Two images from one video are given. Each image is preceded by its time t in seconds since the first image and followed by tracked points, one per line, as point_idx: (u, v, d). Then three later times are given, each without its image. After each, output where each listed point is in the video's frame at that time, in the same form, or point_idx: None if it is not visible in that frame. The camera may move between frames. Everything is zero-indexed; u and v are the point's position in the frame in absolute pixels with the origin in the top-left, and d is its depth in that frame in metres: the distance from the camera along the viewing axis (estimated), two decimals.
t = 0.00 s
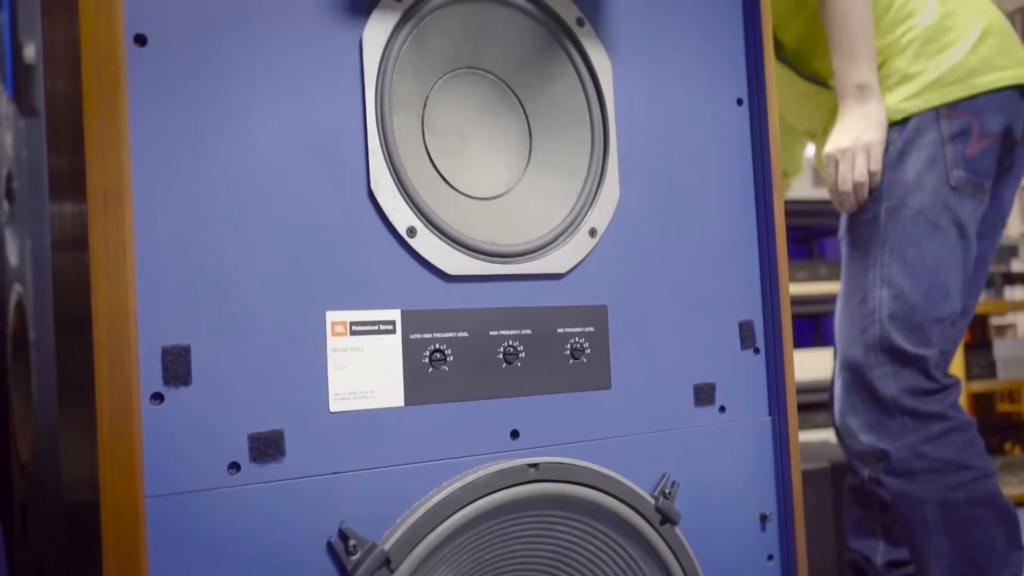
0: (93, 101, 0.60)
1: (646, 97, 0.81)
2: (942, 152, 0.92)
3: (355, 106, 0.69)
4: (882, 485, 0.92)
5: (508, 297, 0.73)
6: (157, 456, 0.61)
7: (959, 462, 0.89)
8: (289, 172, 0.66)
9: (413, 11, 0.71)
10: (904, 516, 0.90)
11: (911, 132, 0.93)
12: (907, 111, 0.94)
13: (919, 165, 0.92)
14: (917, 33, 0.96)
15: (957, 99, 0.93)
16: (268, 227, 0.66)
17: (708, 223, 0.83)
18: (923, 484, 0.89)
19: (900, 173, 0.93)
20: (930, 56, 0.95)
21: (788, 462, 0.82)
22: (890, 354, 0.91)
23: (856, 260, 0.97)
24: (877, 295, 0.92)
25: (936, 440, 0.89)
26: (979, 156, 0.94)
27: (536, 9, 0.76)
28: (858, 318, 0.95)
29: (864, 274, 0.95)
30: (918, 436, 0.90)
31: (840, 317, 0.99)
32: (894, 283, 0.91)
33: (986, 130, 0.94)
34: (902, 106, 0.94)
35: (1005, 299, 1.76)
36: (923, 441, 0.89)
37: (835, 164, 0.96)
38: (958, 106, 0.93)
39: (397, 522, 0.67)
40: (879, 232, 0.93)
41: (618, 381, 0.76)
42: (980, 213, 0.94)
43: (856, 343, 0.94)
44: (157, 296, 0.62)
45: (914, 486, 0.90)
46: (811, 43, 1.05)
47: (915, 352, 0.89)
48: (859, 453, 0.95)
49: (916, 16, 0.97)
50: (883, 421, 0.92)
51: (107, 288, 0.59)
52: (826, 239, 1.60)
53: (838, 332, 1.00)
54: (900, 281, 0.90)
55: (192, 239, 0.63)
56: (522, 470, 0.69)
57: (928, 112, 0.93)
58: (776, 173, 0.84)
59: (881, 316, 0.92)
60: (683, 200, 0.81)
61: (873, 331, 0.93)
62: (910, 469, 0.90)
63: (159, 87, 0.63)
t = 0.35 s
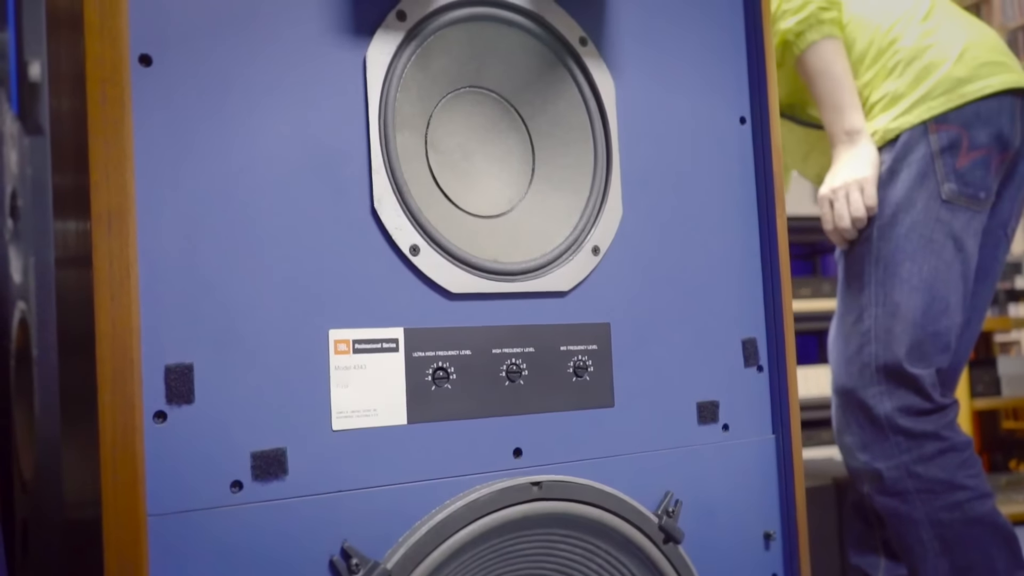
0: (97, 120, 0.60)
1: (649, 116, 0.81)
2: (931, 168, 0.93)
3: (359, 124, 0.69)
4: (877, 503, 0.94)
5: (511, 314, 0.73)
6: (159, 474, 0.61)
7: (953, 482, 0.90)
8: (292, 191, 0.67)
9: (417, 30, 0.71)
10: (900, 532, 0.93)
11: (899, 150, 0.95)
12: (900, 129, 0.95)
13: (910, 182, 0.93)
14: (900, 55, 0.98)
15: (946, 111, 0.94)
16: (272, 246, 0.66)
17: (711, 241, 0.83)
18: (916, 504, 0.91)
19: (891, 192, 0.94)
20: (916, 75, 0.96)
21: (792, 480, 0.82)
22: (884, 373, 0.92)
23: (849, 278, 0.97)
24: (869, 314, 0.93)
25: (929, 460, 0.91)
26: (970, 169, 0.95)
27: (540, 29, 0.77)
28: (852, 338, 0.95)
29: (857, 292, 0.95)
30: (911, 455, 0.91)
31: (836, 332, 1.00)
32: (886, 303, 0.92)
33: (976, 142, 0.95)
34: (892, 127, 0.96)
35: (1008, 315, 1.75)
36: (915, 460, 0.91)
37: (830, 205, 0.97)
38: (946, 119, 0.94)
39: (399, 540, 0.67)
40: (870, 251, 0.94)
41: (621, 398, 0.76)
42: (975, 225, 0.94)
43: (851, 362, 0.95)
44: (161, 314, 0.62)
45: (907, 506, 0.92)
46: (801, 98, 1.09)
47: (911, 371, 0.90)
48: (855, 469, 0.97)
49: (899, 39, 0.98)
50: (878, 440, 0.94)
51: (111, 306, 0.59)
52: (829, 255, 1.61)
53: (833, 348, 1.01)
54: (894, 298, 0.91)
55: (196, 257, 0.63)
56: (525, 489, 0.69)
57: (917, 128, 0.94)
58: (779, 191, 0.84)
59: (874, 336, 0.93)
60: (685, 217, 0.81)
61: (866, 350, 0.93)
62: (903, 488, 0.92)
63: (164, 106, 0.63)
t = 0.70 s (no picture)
0: (101, 136, 0.61)
1: (652, 132, 0.81)
2: (933, 182, 0.93)
3: (362, 141, 0.69)
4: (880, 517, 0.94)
5: (514, 330, 0.73)
6: (161, 490, 0.61)
7: (956, 496, 0.89)
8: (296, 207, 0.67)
9: (419, 47, 0.72)
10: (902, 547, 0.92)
11: (901, 164, 0.95)
12: (901, 144, 0.95)
13: (913, 196, 0.93)
14: (899, 72, 0.98)
15: (946, 126, 0.94)
16: (275, 261, 0.66)
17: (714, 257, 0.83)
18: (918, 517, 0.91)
19: (894, 205, 0.94)
20: (915, 91, 0.97)
21: (795, 497, 0.82)
22: (888, 387, 0.92)
23: (852, 292, 0.97)
24: (873, 327, 0.93)
25: (933, 473, 0.90)
26: (971, 182, 0.94)
27: (543, 46, 0.77)
28: (856, 350, 0.95)
29: (861, 305, 0.95)
30: (915, 468, 0.91)
31: (839, 347, 1.00)
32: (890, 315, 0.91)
33: (976, 155, 0.95)
34: (893, 142, 0.96)
35: (1012, 331, 1.75)
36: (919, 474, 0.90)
37: (832, 222, 0.97)
38: (946, 133, 0.94)
39: (401, 556, 0.67)
40: (874, 264, 0.94)
41: (624, 414, 0.76)
42: (977, 239, 0.94)
43: (856, 375, 0.95)
44: (164, 330, 0.62)
45: (910, 518, 0.91)
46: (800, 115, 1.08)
47: (917, 383, 0.89)
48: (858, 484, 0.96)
49: (897, 56, 0.99)
50: (883, 453, 0.93)
51: (114, 323, 0.60)
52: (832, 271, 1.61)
53: (836, 362, 1.00)
54: (899, 310, 0.91)
55: (199, 273, 0.63)
56: (527, 505, 0.69)
57: (918, 142, 0.95)
58: (782, 207, 0.84)
59: (878, 349, 0.92)
60: (688, 233, 0.81)
61: (870, 363, 0.93)
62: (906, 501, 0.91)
63: (168, 123, 0.64)
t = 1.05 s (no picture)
0: (106, 154, 0.61)
1: (654, 148, 0.81)
2: (938, 199, 0.94)
3: (364, 158, 0.69)
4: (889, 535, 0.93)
5: (516, 347, 0.73)
6: (162, 508, 0.60)
7: (966, 513, 0.89)
8: (299, 224, 0.67)
9: (422, 65, 0.72)
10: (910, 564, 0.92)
11: (906, 181, 0.95)
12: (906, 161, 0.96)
13: (920, 213, 0.93)
14: (903, 91, 0.99)
15: (950, 143, 0.95)
16: (277, 278, 0.66)
17: (716, 273, 0.83)
18: (929, 534, 0.90)
19: (901, 222, 0.94)
20: (919, 109, 0.97)
21: (798, 514, 0.82)
22: (897, 403, 0.92)
23: (859, 308, 0.97)
24: (882, 344, 0.93)
25: (943, 490, 0.90)
26: (976, 199, 0.95)
27: (545, 63, 0.77)
28: (865, 367, 0.95)
29: (869, 321, 0.95)
30: (926, 485, 0.91)
31: (846, 362, 1.00)
32: (899, 331, 0.91)
33: (980, 173, 0.96)
34: (898, 159, 0.96)
35: (1015, 346, 1.74)
36: (930, 490, 0.90)
37: (839, 240, 0.97)
38: (951, 151, 0.95)
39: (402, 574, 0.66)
40: (881, 281, 0.94)
41: (626, 431, 0.76)
42: (984, 255, 0.95)
43: (864, 391, 0.95)
44: (166, 347, 0.62)
45: (921, 535, 0.91)
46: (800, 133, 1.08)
47: (926, 400, 0.89)
48: (868, 501, 0.96)
49: (900, 75, 0.99)
50: (892, 469, 0.93)
51: (117, 340, 0.60)
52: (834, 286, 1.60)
53: (842, 377, 1.00)
54: (907, 326, 0.91)
55: (201, 290, 0.63)
56: (529, 523, 0.69)
57: (922, 160, 0.95)
58: (783, 224, 0.84)
59: (887, 365, 0.92)
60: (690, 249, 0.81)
61: (879, 379, 0.93)
62: (917, 518, 0.91)
63: (172, 140, 0.64)
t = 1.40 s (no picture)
0: (110, 175, 0.61)
1: (655, 166, 0.81)
2: (946, 217, 0.94)
3: (367, 178, 0.69)
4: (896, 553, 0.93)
5: (518, 367, 0.73)
6: (163, 528, 0.60)
7: (975, 531, 0.89)
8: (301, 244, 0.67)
9: (425, 85, 0.72)
10: None
11: (914, 200, 0.96)
12: (914, 178, 0.96)
13: (928, 231, 0.93)
14: (910, 109, 0.99)
15: (958, 162, 0.96)
16: (281, 298, 0.66)
17: (718, 291, 0.83)
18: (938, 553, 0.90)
19: (909, 240, 0.94)
20: (927, 127, 0.98)
21: (801, 533, 0.81)
22: (906, 421, 0.92)
23: (866, 325, 0.97)
24: (890, 361, 0.93)
25: (952, 508, 0.90)
26: (984, 218, 0.95)
27: (545, 83, 0.78)
28: (873, 384, 0.95)
29: (878, 338, 0.95)
30: (935, 502, 0.91)
31: (853, 379, 0.99)
32: (908, 349, 0.91)
33: (987, 193, 0.96)
34: (906, 177, 0.97)
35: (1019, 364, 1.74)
36: (939, 507, 0.90)
37: (848, 258, 0.97)
38: (958, 170, 0.96)
39: None
40: (889, 298, 0.94)
41: (628, 450, 0.76)
42: (991, 274, 0.95)
43: (872, 409, 0.95)
44: (168, 367, 0.62)
45: (930, 553, 0.90)
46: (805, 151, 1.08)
47: (935, 418, 0.89)
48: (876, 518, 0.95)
49: (908, 94, 1.00)
50: (900, 486, 0.93)
51: (120, 360, 0.60)
52: (837, 303, 1.61)
53: (849, 393, 1.00)
54: (915, 344, 0.91)
55: (204, 310, 0.63)
56: (532, 543, 0.68)
57: (930, 178, 0.96)
58: (785, 242, 0.84)
59: (896, 382, 0.92)
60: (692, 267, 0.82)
61: (887, 396, 0.93)
62: (925, 537, 0.90)
63: (175, 160, 0.64)
